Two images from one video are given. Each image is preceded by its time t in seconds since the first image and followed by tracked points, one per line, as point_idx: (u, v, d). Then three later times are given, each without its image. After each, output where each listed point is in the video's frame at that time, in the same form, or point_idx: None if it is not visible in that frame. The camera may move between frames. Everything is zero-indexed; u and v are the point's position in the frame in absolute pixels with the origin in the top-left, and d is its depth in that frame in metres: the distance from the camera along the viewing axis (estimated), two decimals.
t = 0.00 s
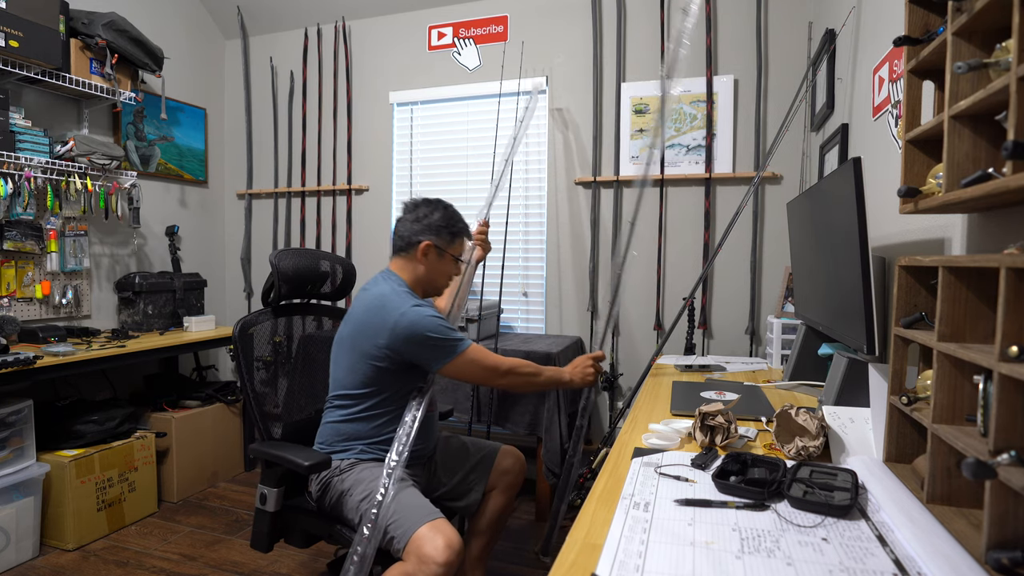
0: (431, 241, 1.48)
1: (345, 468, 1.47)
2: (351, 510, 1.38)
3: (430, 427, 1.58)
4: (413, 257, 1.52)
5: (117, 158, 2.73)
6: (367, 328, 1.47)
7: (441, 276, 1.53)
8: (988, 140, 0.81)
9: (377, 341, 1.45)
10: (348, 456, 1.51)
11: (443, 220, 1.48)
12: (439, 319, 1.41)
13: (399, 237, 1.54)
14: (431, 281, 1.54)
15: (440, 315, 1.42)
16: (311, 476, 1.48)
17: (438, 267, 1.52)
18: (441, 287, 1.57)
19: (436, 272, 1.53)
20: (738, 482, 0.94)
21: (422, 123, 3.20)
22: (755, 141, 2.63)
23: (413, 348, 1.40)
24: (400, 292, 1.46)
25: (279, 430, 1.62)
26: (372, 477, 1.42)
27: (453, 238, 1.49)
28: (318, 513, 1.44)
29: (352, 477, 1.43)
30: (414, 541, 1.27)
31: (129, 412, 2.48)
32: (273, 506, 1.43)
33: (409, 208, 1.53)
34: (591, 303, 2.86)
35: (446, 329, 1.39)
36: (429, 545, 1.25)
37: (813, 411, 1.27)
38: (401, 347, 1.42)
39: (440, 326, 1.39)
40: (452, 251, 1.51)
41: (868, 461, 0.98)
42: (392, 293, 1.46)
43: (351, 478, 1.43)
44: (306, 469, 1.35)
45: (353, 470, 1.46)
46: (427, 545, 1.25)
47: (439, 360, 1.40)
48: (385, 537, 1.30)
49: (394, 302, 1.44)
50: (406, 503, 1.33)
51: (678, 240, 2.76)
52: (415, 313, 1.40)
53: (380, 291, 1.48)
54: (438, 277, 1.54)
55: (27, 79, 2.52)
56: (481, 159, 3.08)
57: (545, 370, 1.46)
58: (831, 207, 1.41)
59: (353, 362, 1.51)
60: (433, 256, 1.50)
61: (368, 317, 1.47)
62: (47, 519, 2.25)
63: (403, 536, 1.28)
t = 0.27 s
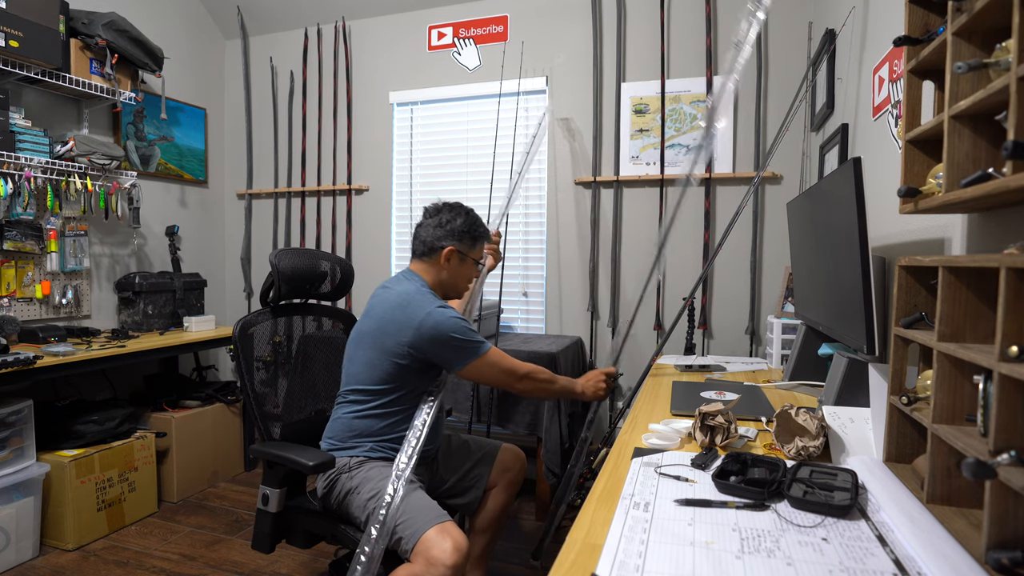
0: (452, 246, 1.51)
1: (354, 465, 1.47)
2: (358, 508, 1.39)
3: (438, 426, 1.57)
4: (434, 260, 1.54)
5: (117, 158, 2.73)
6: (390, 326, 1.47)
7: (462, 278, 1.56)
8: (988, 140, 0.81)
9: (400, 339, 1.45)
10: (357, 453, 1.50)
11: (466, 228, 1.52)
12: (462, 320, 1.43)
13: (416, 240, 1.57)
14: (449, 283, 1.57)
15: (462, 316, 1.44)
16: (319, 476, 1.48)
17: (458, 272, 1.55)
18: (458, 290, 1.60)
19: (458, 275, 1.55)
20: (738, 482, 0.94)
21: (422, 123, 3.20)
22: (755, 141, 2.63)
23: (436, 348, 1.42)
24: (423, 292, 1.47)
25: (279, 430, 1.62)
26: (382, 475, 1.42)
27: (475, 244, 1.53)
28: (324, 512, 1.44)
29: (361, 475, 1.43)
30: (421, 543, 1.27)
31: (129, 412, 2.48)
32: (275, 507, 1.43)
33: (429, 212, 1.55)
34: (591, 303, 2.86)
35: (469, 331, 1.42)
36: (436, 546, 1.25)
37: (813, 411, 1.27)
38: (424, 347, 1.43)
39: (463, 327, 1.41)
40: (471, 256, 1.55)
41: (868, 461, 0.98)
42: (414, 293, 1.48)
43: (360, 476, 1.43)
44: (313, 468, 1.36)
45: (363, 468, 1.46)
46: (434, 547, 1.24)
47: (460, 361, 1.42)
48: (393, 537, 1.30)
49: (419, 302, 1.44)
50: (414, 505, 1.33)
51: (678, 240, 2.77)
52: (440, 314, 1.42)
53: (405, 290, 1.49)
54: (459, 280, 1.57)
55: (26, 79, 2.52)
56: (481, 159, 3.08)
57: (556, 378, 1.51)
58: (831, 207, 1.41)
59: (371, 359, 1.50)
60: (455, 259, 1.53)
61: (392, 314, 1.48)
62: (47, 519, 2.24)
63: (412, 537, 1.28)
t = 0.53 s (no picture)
0: (455, 243, 1.52)
1: (357, 465, 1.47)
2: (360, 507, 1.38)
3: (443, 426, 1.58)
4: (440, 261, 1.55)
5: (117, 158, 2.73)
6: (406, 328, 1.47)
7: (474, 271, 1.56)
8: (988, 140, 0.81)
9: (415, 341, 1.45)
10: (361, 453, 1.50)
11: (459, 221, 1.51)
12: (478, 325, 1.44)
13: (418, 248, 1.58)
14: (467, 279, 1.58)
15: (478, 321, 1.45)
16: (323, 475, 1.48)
17: (468, 264, 1.54)
18: (480, 281, 1.59)
19: (468, 269, 1.55)
20: (738, 482, 0.94)
21: (422, 124, 3.20)
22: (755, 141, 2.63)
23: (451, 351, 1.42)
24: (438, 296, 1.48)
25: (279, 430, 1.62)
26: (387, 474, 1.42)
27: (472, 234, 1.51)
28: (326, 511, 1.44)
29: (364, 474, 1.43)
30: (425, 544, 1.27)
31: (129, 412, 2.47)
32: (275, 507, 1.43)
33: (419, 218, 1.56)
34: (591, 303, 2.86)
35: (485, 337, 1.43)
36: (439, 548, 1.25)
37: (813, 411, 1.27)
38: (439, 350, 1.43)
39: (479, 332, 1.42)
40: (476, 244, 1.54)
41: (868, 461, 0.98)
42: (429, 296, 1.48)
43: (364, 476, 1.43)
44: (314, 468, 1.36)
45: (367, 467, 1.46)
46: (437, 548, 1.24)
47: (475, 365, 1.43)
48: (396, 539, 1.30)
49: (437, 306, 1.45)
50: (417, 506, 1.33)
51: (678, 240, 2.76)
52: (458, 318, 1.42)
53: (421, 293, 1.49)
54: (472, 273, 1.56)
55: (26, 79, 2.52)
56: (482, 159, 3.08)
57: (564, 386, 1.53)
58: (831, 207, 1.41)
59: (385, 359, 1.50)
60: (461, 255, 1.53)
61: (407, 316, 1.47)
62: (47, 519, 2.24)
63: (415, 538, 1.28)
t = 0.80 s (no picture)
0: (446, 238, 1.54)
1: (358, 464, 1.47)
2: (361, 507, 1.38)
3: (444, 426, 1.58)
4: (437, 261, 1.58)
5: (117, 158, 2.73)
6: (411, 327, 1.47)
7: (471, 264, 1.57)
8: (988, 140, 0.81)
9: (420, 340, 1.45)
10: (362, 452, 1.50)
11: (442, 216, 1.55)
12: (483, 322, 1.44)
13: (414, 254, 1.62)
14: (468, 274, 1.60)
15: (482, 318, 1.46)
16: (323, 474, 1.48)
17: (464, 257, 1.56)
18: (482, 273, 1.60)
19: (465, 264, 1.57)
20: (738, 482, 0.94)
21: (422, 124, 3.20)
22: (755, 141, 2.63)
23: (456, 349, 1.42)
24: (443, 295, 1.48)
25: (279, 429, 1.62)
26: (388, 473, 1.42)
27: (457, 227, 1.54)
28: (325, 511, 1.44)
29: (365, 474, 1.43)
30: (426, 543, 1.27)
31: (129, 412, 2.47)
32: (275, 507, 1.43)
33: (407, 225, 1.60)
34: (591, 303, 2.86)
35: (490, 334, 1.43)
36: (440, 548, 1.25)
37: (813, 411, 1.27)
38: (445, 348, 1.43)
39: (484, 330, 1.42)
40: (464, 235, 1.55)
41: (868, 461, 0.98)
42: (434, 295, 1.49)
43: (366, 476, 1.43)
44: (315, 467, 1.36)
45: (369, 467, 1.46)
46: (438, 549, 1.24)
47: (480, 362, 1.43)
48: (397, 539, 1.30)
49: (441, 304, 1.45)
50: (419, 506, 1.33)
51: (678, 240, 2.77)
52: (463, 316, 1.42)
53: (426, 293, 1.49)
54: (471, 267, 1.57)
55: (27, 79, 2.52)
56: (482, 159, 3.08)
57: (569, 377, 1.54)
58: (831, 207, 1.41)
59: (390, 358, 1.50)
60: (455, 250, 1.55)
61: (412, 316, 1.47)
62: (47, 519, 2.24)
63: (416, 538, 1.28)
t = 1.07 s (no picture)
0: (436, 235, 1.55)
1: (357, 465, 1.47)
2: (360, 507, 1.38)
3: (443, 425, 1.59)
4: (428, 259, 1.58)
5: (117, 158, 2.73)
6: (405, 326, 1.47)
7: (462, 260, 1.57)
8: (988, 140, 0.81)
9: (415, 339, 1.45)
10: (361, 452, 1.50)
11: (431, 213, 1.55)
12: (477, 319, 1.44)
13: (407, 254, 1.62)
14: (460, 270, 1.60)
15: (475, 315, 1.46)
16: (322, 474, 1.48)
17: (455, 252, 1.56)
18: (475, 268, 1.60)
19: (456, 259, 1.57)
20: (738, 482, 0.94)
21: (422, 124, 3.20)
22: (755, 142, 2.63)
23: (451, 348, 1.42)
24: (437, 293, 1.49)
25: (279, 430, 1.62)
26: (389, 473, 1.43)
27: (446, 224, 1.54)
28: (325, 511, 1.44)
29: (364, 474, 1.43)
30: (425, 543, 1.26)
31: (129, 412, 2.47)
32: (275, 507, 1.43)
33: (398, 226, 1.61)
34: (591, 303, 2.86)
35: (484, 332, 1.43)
36: (439, 548, 1.25)
37: (813, 411, 1.27)
38: (439, 346, 1.43)
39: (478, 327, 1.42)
40: (453, 231, 1.56)
41: (868, 461, 0.98)
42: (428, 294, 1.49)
43: (367, 474, 1.43)
44: (315, 467, 1.36)
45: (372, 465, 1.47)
46: (437, 548, 1.24)
47: (475, 359, 1.43)
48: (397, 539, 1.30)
49: (435, 302, 1.45)
50: (418, 506, 1.33)
51: (678, 240, 2.77)
52: (457, 314, 1.42)
53: (419, 292, 1.49)
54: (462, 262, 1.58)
55: (27, 79, 2.52)
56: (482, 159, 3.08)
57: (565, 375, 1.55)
58: (831, 207, 1.41)
59: (386, 358, 1.50)
60: (446, 246, 1.56)
61: (406, 315, 1.47)
62: (47, 519, 2.25)
63: (415, 538, 1.28)
